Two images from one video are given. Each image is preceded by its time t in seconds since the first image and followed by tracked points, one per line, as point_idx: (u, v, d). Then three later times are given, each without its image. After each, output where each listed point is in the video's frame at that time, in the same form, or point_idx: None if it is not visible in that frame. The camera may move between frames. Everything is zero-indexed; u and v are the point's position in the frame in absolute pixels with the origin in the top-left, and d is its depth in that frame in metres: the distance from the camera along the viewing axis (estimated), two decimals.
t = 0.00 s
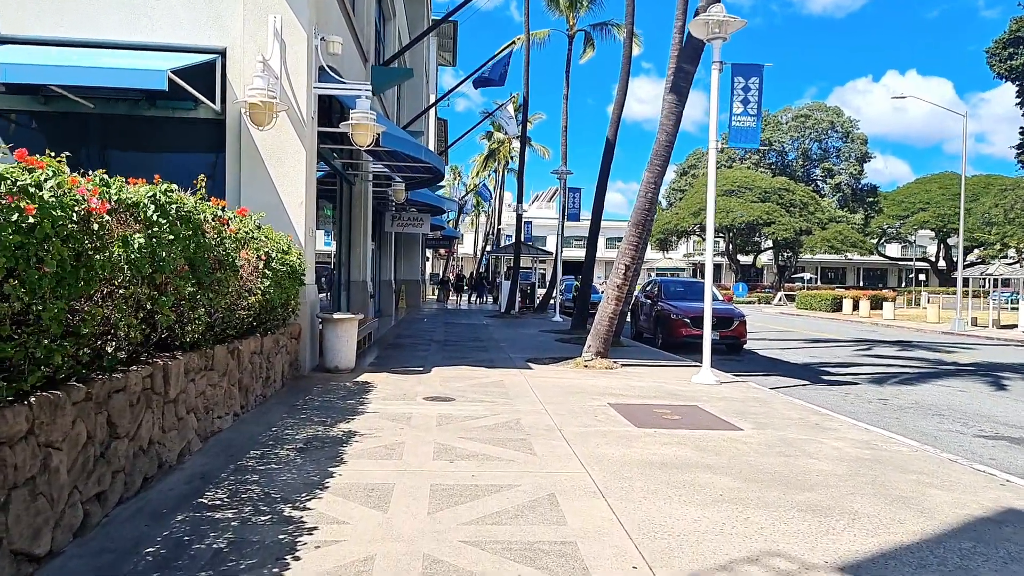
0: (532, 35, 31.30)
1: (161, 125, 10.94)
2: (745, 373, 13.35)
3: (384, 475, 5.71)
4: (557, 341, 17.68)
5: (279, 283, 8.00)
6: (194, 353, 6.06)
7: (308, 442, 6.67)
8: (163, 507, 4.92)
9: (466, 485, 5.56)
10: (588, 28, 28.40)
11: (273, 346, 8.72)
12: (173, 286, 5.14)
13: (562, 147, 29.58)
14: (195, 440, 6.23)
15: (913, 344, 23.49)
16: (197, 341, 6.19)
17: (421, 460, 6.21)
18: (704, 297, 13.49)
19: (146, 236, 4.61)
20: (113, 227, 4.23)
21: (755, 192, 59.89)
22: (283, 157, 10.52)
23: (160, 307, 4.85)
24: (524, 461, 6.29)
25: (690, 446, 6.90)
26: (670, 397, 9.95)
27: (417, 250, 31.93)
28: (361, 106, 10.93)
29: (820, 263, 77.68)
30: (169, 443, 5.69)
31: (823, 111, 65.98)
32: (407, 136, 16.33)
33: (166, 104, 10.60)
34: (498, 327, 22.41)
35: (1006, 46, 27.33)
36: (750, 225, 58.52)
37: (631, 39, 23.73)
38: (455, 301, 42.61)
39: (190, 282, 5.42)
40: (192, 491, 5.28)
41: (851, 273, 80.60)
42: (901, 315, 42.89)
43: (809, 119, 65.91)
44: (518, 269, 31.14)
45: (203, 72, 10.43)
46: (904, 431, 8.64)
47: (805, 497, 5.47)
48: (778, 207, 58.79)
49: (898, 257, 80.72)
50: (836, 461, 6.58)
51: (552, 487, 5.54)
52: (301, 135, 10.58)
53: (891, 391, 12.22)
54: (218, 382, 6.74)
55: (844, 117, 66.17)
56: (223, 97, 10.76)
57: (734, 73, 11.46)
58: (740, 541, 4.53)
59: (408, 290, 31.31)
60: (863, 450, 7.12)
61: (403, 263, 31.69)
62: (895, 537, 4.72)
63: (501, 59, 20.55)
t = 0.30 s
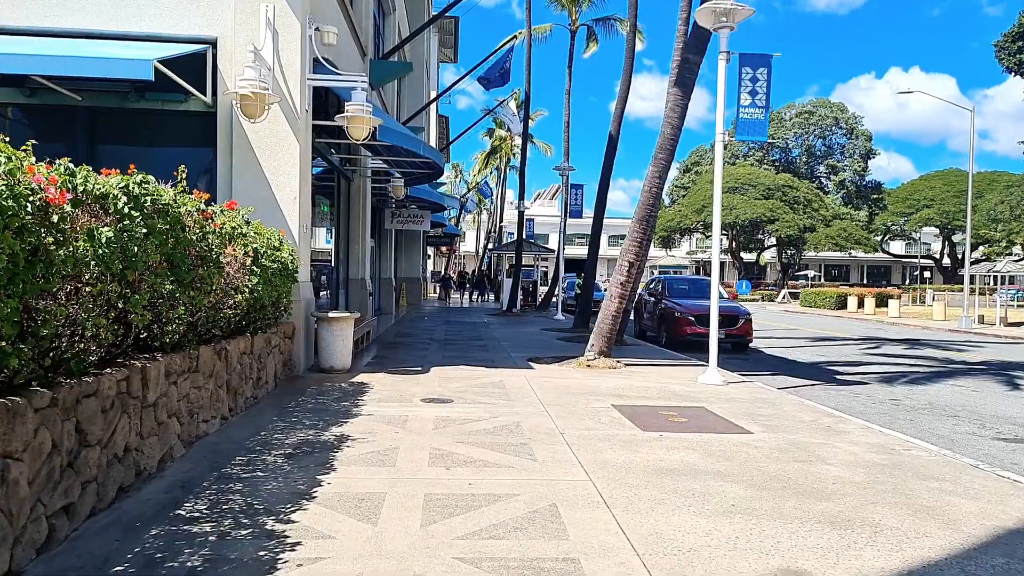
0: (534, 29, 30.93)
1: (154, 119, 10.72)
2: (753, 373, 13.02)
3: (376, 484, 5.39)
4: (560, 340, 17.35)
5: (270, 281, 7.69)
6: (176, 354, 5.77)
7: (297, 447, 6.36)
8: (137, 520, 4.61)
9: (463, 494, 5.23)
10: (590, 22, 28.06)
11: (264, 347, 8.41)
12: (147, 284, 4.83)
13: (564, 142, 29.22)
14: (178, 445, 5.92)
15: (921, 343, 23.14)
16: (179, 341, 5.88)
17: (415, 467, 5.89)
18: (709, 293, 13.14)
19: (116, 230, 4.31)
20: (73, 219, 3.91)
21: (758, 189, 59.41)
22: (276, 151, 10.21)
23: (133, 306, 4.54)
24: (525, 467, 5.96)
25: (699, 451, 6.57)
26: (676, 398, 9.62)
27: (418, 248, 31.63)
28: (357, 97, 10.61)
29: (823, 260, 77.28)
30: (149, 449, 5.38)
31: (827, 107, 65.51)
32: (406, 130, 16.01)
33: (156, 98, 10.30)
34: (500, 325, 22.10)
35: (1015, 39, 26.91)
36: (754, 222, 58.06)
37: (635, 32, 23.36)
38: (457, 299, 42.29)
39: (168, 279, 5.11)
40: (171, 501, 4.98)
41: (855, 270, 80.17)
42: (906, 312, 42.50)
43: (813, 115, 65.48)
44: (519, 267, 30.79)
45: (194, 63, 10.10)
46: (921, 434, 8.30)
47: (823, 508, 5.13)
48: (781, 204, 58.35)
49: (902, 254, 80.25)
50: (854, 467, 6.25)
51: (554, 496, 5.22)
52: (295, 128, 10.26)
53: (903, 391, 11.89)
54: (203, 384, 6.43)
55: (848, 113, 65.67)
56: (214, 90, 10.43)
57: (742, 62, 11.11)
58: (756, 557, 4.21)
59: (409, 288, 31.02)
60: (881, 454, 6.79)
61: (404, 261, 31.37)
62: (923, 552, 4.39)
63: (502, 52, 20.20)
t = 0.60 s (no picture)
0: (538, 26, 30.48)
1: (142, 113, 10.27)
2: (765, 378, 12.57)
3: (368, 504, 4.98)
4: (564, 342, 16.92)
5: (259, 283, 7.28)
6: (152, 362, 5.35)
7: (285, 462, 5.93)
8: (102, 548, 4.19)
9: (461, 517, 4.80)
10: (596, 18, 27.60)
11: (254, 351, 7.99)
12: (113, 288, 4.41)
13: (569, 140, 28.79)
14: (155, 460, 5.51)
15: (932, 345, 22.67)
16: (157, 348, 5.47)
17: (410, 485, 5.47)
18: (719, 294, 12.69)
19: (75, 230, 3.90)
20: (21, 217, 3.49)
21: (763, 188, 58.86)
22: (270, 146, 9.78)
23: (96, 312, 4.12)
24: (530, 485, 5.53)
25: (715, 467, 6.14)
26: (687, 405, 9.19)
27: (420, 247, 31.23)
28: (354, 91, 10.19)
29: (828, 259, 76.74)
30: (121, 466, 4.97)
31: (833, 106, 64.95)
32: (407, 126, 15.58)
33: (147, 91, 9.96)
34: (503, 326, 21.67)
35: None
36: (759, 221, 57.52)
37: (641, 27, 22.91)
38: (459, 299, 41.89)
39: (141, 283, 4.69)
40: (142, 525, 4.57)
41: (860, 270, 79.57)
42: (914, 313, 42.00)
43: (819, 113, 64.93)
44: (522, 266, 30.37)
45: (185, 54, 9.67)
46: (946, 446, 7.86)
47: (855, 534, 4.69)
48: (787, 203, 57.78)
49: (908, 254, 79.64)
50: (882, 485, 5.81)
51: (560, 519, 4.80)
52: (289, 122, 9.84)
53: (921, 397, 11.44)
54: (184, 394, 6.01)
55: (855, 111, 65.09)
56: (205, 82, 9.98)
57: (755, 55, 10.66)
58: None
59: (411, 287, 30.63)
60: (909, 470, 6.35)
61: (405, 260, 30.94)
62: None
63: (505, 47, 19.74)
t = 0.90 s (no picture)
0: (544, 22, 30.11)
1: (136, 106, 9.96)
2: (780, 381, 12.17)
3: (367, 522, 4.62)
4: (571, 343, 16.54)
5: (255, 283, 6.92)
6: (137, 367, 4.99)
7: (280, 474, 5.57)
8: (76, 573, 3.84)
9: (468, 536, 4.44)
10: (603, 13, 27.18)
11: (251, 354, 7.64)
12: (89, 288, 4.05)
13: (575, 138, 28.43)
14: (141, 471, 5.16)
15: (945, 346, 22.23)
16: (142, 352, 5.11)
17: (413, 499, 5.10)
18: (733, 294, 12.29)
19: (43, 225, 3.53)
20: None
21: (770, 186, 58.37)
22: (268, 141, 9.44)
23: (69, 315, 3.77)
24: (542, 500, 5.16)
25: (739, 480, 5.77)
26: (703, 410, 8.81)
27: (424, 246, 30.88)
28: (356, 83, 9.83)
29: (835, 259, 76.21)
30: (103, 480, 4.61)
31: (840, 104, 64.43)
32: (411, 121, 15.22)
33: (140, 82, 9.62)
34: (509, 326, 21.32)
35: None
36: (766, 220, 57.02)
37: (649, 22, 22.51)
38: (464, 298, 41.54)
39: (122, 283, 4.34)
40: (123, 545, 4.21)
41: (867, 269, 78.98)
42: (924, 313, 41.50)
43: (827, 112, 64.43)
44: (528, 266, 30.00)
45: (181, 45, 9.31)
46: (977, 454, 7.47)
47: (897, 557, 4.31)
48: (794, 202, 57.28)
49: (915, 253, 79.04)
50: (918, 500, 5.43)
51: (575, 539, 4.43)
52: (289, 115, 9.49)
53: (943, 401, 11.03)
54: (174, 401, 5.66)
55: (862, 109, 64.55)
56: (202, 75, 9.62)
57: (772, 46, 10.27)
58: None
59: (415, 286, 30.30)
60: (944, 483, 5.96)
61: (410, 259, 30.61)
62: None
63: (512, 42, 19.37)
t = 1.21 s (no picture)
0: (546, 18, 29.73)
1: (126, 99, 9.60)
2: (793, 383, 11.78)
3: (360, 542, 4.26)
4: (576, 343, 16.17)
5: (244, 283, 6.57)
6: (111, 374, 4.65)
7: (268, 487, 5.22)
8: None
9: (470, 559, 4.07)
10: (607, 9, 26.77)
11: (242, 358, 7.29)
12: (50, 290, 3.70)
13: (579, 135, 28.06)
14: (118, 485, 4.81)
15: (956, 346, 21.83)
16: (119, 357, 4.77)
17: (411, 516, 4.74)
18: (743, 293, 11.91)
19: None
20: None
21: (775, 184, 57.83)
22: (262, 135, 9.07)
23: (26, 320, 3.42)
24: (549, 516, 4.80)
25: (759, 493, 5.40)
26: (715, 415, 8.43)
27: (427, 245, 30.52)
28: (353, 75, 9.46)
29: (840, 257, 75.74)
30: (74, 497, 4.27)
31: (845, 102, 63.93)
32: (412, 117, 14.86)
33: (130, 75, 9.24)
34: (512, 326, 20.95)
35: None
36: (771, 219, 56.53)
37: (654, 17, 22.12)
38: (467, 298, 41.18)
39: (91, 283, 3.99)
40: (92, 569, 3.86)
41: (872, 268, 78.51)
42: (932, 312, 41.03)
43: (831, 109, 63.92)
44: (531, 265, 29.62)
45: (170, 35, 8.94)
46: (1006, 462, 7.09)
47: None
48: (799, 200, 56.82)
49: (920, 252, 78.52)
50: (953, 516, 5.06)
51: (586, 562, 4.07)
52: (284, 109, 9.13)
53: (962, 404, 10.65)
54: (156, 409, 5.32)
55: (867, 107, 64.05)
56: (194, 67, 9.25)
57: (785, 36, 9.88)
58: None
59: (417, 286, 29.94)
60: (978, 496, 5.58)
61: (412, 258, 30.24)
62: None
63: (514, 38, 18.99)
